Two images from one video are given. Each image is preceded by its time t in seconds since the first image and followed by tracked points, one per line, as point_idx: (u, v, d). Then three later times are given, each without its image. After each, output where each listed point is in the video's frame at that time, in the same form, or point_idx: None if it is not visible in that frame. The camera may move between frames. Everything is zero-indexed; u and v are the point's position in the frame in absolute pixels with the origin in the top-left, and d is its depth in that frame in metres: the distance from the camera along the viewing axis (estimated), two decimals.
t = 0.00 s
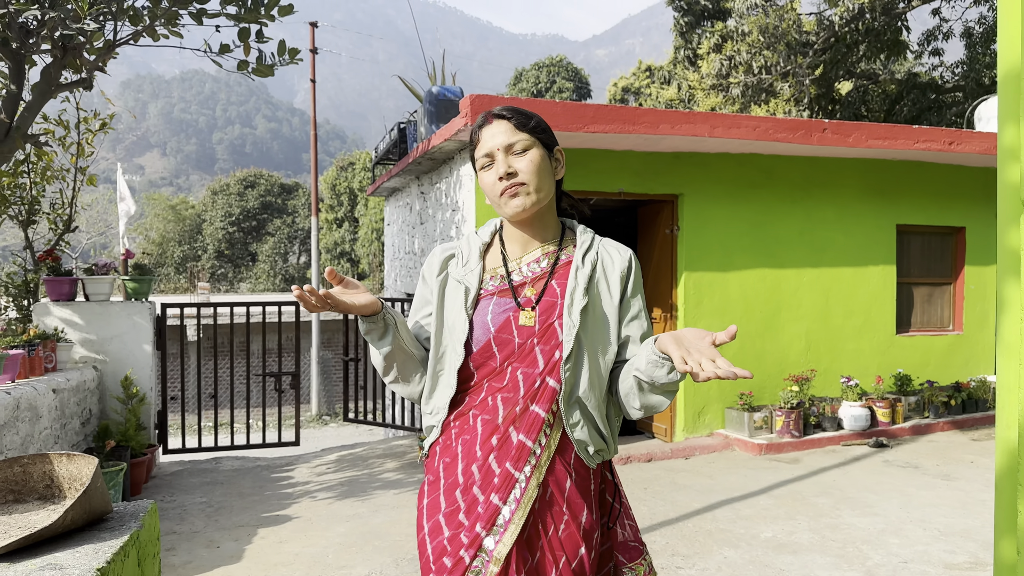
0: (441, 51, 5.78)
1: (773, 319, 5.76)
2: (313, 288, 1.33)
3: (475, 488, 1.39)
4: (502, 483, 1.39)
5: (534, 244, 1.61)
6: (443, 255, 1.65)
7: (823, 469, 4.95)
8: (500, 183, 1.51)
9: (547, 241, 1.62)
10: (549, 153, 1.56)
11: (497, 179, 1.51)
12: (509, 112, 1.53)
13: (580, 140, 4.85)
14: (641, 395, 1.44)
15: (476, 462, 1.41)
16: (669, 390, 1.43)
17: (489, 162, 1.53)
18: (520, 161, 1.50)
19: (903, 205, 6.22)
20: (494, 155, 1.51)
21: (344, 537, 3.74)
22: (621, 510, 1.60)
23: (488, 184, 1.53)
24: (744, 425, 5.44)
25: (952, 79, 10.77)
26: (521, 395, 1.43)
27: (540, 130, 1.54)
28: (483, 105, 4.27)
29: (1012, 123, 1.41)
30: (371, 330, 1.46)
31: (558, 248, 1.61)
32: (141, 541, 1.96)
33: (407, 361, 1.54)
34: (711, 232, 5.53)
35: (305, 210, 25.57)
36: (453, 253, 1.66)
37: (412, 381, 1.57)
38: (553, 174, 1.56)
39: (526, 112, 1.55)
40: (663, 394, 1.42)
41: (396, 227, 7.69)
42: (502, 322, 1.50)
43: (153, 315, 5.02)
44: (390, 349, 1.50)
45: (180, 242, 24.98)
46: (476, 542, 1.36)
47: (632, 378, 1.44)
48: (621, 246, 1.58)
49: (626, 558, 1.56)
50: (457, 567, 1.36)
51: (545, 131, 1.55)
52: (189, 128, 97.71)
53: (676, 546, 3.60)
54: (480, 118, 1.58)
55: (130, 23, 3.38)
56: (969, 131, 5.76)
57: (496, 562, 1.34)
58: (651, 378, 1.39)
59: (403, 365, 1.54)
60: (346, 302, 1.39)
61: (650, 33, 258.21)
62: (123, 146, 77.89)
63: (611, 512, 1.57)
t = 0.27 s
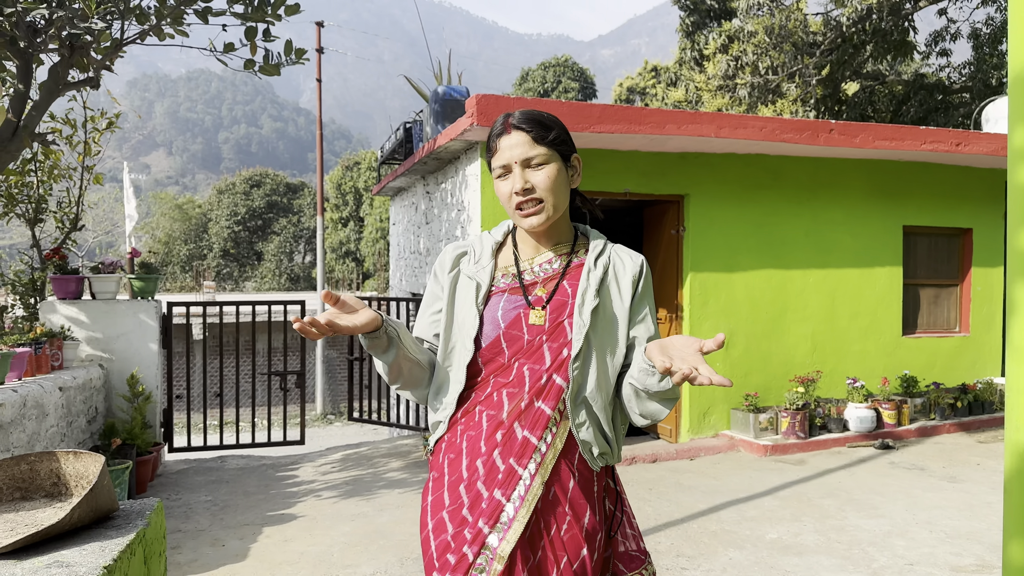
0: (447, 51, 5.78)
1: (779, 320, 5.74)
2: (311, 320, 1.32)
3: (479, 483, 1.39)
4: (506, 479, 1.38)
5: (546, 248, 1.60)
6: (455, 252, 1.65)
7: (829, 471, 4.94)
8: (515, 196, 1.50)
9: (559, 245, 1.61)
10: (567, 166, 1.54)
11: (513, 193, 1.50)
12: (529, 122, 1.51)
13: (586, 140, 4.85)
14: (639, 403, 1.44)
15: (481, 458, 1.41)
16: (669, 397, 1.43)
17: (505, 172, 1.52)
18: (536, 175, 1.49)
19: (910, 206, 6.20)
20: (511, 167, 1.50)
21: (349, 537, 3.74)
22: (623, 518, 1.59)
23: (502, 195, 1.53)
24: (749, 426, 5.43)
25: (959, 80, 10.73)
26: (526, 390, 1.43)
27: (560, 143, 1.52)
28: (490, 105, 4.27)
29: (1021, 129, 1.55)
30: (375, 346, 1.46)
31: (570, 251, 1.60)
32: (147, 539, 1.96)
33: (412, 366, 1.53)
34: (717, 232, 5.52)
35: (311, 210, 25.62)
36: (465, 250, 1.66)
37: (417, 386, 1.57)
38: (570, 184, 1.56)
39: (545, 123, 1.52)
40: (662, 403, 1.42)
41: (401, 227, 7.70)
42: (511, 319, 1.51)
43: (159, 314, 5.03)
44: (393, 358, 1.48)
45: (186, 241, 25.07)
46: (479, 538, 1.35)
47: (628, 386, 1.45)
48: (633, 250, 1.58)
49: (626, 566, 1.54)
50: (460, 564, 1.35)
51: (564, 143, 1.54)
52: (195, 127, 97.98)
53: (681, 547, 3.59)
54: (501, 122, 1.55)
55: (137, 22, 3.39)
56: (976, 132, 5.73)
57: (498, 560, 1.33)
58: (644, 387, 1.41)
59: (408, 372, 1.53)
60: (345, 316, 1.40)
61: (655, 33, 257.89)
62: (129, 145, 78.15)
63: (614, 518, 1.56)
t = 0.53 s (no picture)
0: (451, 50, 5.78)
1: (782, 321, 5.74)
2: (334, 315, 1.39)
3: (491, 485, 1.38)
4: (519, 482, 1.37)
5: (552, 247, 1.58)
6: (464, 251, 1.65)
7: (831, 472, 4.93)
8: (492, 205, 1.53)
9: (567, 244, 1.59)
10: (542, 172, 1.49)
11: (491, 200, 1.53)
12: (505, 130, 1.50)
13: (589, 140, 4.84)
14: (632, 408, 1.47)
15: (492, 460, 1.39)
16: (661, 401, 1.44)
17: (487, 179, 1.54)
18: (505, 185, 1.49)
19: (913, 207, 6.19)
20: (489, 175, 1.52)
21: (350, 535, 3.74)
22: (626, 512, 1.60)
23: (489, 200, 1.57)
24: (752, 427, 5.43)
25: (963, 81, 10.71)
26: (540, 394, 1.42)
27: (534, 149, 1.48)
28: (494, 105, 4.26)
29: None
30: (397, 347, 1.47)
31: (579, 251, 1.58)
32: (150, 537, 1.96)
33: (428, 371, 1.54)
34: (720, 232, 5.51)
35: (314, 209, 25.63)
36: (474, 250, 1.66)
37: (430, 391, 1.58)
38: (548, 190, 1.51)
39: (519, 130, 1.49)
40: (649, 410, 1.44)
41: (404, 226, 7.70)
42: (522, 320, 1.50)
43: (162, 312, 5.03)
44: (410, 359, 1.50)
45: (189, 239, 25.10)
46: (492, 540, 1.35)
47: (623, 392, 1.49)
48: (641, 252, 1.57)
49: (625, 559, 1.55)
50: (471, 566, 1.34)
51: (539, 148, 1.48)
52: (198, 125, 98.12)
53: (683, 547, 3.59)
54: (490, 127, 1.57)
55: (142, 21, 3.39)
56: (980, 134, 5.72)
57: (511, 561, 1.33)
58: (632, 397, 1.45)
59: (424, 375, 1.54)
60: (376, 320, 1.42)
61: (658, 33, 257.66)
62: (132, 143, 78.25)
63: (620, 514, 1.57)
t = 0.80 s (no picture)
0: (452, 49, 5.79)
1: (781, 321, 5.74)
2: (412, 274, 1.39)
3: (492, 484, 1.40)
4: (520, 481, 1.38)
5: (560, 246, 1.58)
6: (473, 249, 1.67)
7: (830, 472, 4.93)
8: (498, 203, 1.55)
9: (575, 243, 1.58)
10: (547, 172, 1.49)
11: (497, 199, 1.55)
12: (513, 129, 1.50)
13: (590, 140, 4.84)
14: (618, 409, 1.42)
15: (494, 459, 1.41)
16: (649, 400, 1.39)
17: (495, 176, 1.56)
18: (509, 186, 1.50)
19: (913, 208, 6.19)
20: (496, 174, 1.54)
21: (350, 533, 3.75)
22: (637, 508, 1.60)
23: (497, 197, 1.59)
24: (751, 427, 5.43)
25: (964, 82, 10.71)
26: (541, 394, 1.42)
27: (538, 149, 1.47)
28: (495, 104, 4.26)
29: None
30: (422, 328, 1.48)
31: (587, 250, 1.57)
32: (151, 533, 1.97)
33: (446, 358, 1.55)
34: (720, 232, 5.52)
35: (314, 207, 25.61)
36: (482, 247, 1.67)
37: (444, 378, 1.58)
38: (554, 190, 1.50)
39: (524, 131, 1.49)
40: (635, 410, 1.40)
41: (405, 224, 7.70)
42: (524, 319, 1.50)
43: (162, 309, 5.03)
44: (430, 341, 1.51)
45: (189, 236, 25.10)
46: (493, 538, 1.37)
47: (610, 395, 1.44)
48: (649, 251, 1.54)
49: (640, 555, 1.56)
50: (473, 564, 1.37)
51: (543, 150, 1.48)
52: (198, 123, 98.13)
53: (682, 547, 3.60)
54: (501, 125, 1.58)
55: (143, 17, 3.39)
56: (981, 135, 5.72)
57: (512, 559, 1.35)
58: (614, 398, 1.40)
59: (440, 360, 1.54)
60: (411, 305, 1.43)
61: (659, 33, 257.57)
62: (133, 140, 78.18)
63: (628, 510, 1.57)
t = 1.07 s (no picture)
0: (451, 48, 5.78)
1: (779, 321, 5.75)
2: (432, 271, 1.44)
3: (492, 481, 1.40)
4: (519, 479, 1.39)
5: (567, 243, 1.59)
6: (478, 240, 1.66)
7: (827, 472, 4.94)
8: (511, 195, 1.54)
9: (581, 240, 1.59)
10: (565, 169, 1.49)
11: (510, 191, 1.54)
12: (532, 123, 1.50)
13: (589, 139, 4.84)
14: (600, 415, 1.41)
15: (494, 457, 1.42)
16: (634, 399, 1.40)
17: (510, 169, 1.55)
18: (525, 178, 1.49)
19: (911, 209, 6.20)
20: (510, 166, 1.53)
21: (347, 532, 3.75)
22: (640, 506, 1.60)
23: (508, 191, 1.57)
24: (748, 427, 5.44)
25: (963, 83, 10.73)
26: (539, 391, 1.42)
27: (558, 146, 1.48)
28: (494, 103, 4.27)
29: None
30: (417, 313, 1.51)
31: (591, 249, 1.58)
32: (148, 531, 1.97)
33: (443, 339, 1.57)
34: (719, 232, 5.52)
35: (312, 205, 25.59)
36: (489, 239, 1.66)
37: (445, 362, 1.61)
38: (571, 186, 1.50)
39: (543, 125, 1.49)
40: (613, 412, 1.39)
41: (403, 223, 7.70)
42: (524, 314, 1.50)
43: (160, 307, 5.03)
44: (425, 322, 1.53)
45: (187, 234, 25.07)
46: (492, 536, 1.37)
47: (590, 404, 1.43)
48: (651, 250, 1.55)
49: (646, 556, 1.57)
50: (473, 561, 1.37)
51: (563, 145, 1.48)
52: (196, 121, 98.00)
53: (679, 546, 3.60)
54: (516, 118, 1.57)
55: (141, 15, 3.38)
56: (979, 136, 5.73)
57: (511, 556, 1.35)
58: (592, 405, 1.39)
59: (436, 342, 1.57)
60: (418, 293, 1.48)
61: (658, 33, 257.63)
62: (131, 138, 78.03)
63: (630, 507, 1.56)
